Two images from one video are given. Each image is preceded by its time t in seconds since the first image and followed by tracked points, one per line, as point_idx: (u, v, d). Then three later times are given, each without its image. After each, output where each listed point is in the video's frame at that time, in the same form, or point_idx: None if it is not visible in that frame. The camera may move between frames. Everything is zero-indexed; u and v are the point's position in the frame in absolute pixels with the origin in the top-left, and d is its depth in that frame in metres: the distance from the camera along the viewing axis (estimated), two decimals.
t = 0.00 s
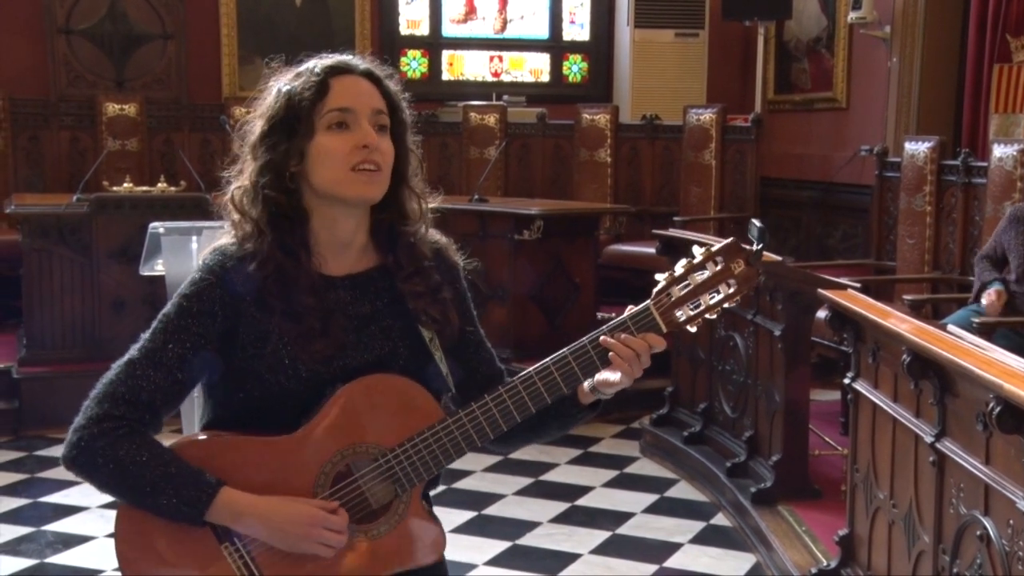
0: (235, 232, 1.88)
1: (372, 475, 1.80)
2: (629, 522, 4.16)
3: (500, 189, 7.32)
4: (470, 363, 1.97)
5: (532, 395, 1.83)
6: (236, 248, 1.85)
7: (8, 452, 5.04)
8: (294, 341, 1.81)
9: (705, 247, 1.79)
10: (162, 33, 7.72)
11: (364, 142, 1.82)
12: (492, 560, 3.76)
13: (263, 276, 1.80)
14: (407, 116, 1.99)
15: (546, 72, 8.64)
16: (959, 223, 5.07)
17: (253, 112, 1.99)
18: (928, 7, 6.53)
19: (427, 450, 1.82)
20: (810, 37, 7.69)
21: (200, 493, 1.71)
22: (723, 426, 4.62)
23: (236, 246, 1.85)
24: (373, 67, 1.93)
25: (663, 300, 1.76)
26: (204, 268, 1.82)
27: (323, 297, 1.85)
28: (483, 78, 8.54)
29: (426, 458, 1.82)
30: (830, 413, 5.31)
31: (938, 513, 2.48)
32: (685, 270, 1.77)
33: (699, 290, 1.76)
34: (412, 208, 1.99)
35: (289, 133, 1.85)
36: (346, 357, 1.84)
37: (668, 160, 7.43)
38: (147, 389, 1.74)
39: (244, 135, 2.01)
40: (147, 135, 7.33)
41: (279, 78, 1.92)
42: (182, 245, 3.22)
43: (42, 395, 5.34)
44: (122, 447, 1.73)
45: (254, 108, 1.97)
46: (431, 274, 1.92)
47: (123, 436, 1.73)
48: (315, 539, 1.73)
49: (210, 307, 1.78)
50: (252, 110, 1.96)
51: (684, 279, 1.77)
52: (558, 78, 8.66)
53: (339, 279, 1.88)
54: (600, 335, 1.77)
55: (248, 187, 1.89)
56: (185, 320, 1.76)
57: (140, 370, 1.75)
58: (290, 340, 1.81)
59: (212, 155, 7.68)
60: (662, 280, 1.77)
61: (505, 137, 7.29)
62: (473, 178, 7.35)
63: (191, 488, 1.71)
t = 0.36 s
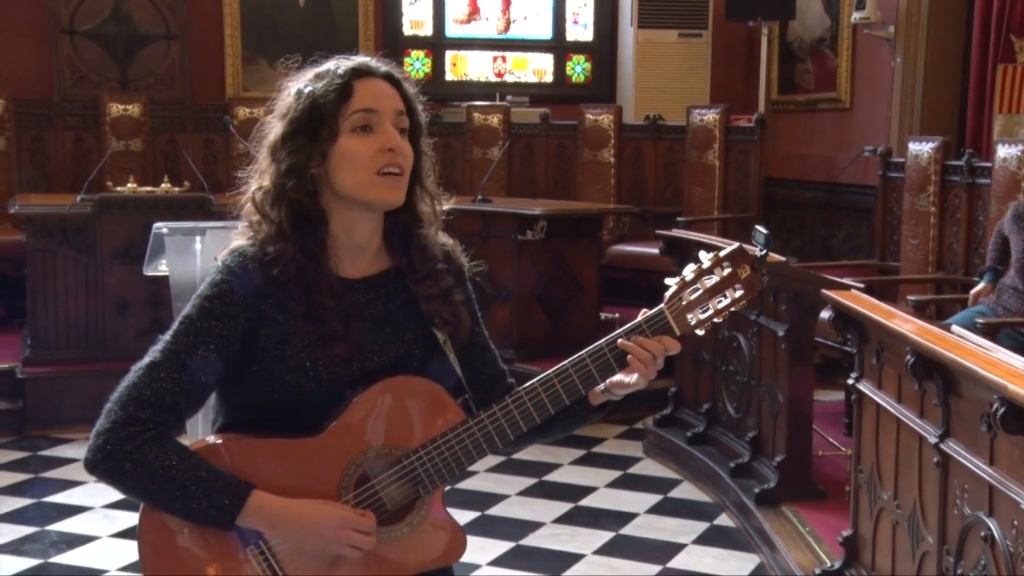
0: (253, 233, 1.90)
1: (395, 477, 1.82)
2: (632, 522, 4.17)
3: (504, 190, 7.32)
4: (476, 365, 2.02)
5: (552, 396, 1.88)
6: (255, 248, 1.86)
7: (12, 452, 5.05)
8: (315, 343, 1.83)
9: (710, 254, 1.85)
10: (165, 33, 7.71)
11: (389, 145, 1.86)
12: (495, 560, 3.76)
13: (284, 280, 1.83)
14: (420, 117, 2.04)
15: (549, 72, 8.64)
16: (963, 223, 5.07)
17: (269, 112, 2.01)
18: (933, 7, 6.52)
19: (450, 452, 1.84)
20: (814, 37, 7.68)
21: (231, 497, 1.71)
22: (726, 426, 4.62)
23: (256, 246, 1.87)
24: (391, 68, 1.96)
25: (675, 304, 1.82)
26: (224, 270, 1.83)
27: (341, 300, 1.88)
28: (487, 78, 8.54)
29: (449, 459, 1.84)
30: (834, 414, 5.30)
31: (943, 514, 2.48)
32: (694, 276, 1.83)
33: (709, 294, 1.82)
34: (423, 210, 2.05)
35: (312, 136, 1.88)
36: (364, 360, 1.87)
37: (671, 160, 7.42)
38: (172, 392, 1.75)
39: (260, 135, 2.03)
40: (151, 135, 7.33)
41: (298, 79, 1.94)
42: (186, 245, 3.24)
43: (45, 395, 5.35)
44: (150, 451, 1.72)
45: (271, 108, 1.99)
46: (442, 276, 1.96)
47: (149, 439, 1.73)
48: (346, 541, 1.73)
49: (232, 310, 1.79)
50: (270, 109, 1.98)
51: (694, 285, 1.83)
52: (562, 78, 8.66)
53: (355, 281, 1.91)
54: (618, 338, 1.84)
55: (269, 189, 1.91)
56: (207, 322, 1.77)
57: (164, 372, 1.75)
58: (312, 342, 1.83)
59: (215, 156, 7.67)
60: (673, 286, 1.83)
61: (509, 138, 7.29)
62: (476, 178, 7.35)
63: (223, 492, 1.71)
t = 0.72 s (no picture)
0: (277, 229, 1.91)
1: (419, 471, 1.84)
2: (637, 522, 4.17)
3: (508, 190, 7.32)
4: (501, 361, 2.06)
5: (577, 388, 1.88)
6: (279, 244, 1.88)
7: (17, 452, 5.06)
8: (340, 337, 1.85)
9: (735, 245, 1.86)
10: (170, 33, 7.71)
11: (406, 146, 1.86)
12: (500, 560, 3.76)
13: (307, 273, 1.84)
14: (447, 116, 2.04)
15: (554, 72, 8.63)
16: (968, 223, 5.07)
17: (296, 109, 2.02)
18: (938, 6, 6.52)
19: (475, 445, 1.87)
20: (819, 38, 7.68)
21: (259, 490, 1.74)
22: (730, 427, 4.62)
23: (279, 243, 1.89)
24: (415, 68, 1.96)
25: (700, 295, 1.83)
26: (251, 267, 1.85)
27: (368, 292, 1.90)
28: (491, 78, 8.55)
29: (474, 453, 1.87)
30: (839, 414, 5.29)
31: (947, 516, 2.48)
32: (719, 267, 1.84)
33: (733, 285, 1.82)
34: (448, 210, 2.05)
35: (333, 135, 1.89)
36: (389, 355, 1.88)
37: (675, 160, 7.42)
38: (199, 388, 1.77)
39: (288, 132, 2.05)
40: (155, 136, 7.35)
41: (323, 77, 1.95)
42: (191, 245, 3.26)
43: (50, 395, 5.36)
44: (177, 445, 1.74)
45: (298, 107, 2.01)
46: (468, 275, 1.98)
47: (177, 434, 1.75)
48: (372, 534, 1.76)
49: (258, 306, 1.81)
50: (297, 110, 2.00)
51: (719, 275, 1.84)
52: (566, 78, 8.66)
53: (378, 276, 1.92)
54: (642, 330, 1.83)
55: (291, 186, 1.92)
56: (233, 318, 1.79)
57: (191, 369, 1.77)
58: (336, 336, 1.84)
59: (220, 156, 7.65)
60: (699, 276, 1.84)
61: (513, 138, 7.28)
62: (480, 179, 7.36)
63: (248, 484, 1.73)
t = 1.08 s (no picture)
0: (299, 226, 1.93)
1: (436, 465, 1.84)
2: (637, 522, 4.17)
3: (508, 190, 7.32)
4: (526, 356, 2.03)
5: (594, 381, 1.86)
6: (301, 242, 1.89)
7: (18, 452, 5.06)
8: (359, 333, 1.84)
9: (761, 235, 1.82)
10: (170, 33, 7.70)
11: (432, 140, 1.86)
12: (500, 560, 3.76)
13: (326, 270, 1.84)
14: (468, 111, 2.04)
15: (554, 72, 8.63)
16: (968, 223, 5.06)
17: (320, 104, 2.03)
18: (938, 6, 6.52)
19: (491, 440, 1.85)
20: (819, 38, 7.67)
21: (273, 483, 1.75)
22: (731, 427, 4.61)
23: (302, 239, 1.90)
24: (440, 64, 1.97)
25: (722, 286, 1.80)
26: (270, 264, 1.86)
27: (387, 289, 1.88)
28: (491, 78, 8.55)
29: (490, 448, 1.86)
30: (839, 414, 5.30)
31: (948, 516, 2.48)
32: (743, 258, 1.81)
33: (756, 276, 1.79)
34: (465, 206, 2.06)
35: (358, 132, 1.89)
36: (407, 350, 1.87)
37: (676, 160, 7.42)
38: (216, 384, 1.78)
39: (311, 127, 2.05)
40: (156, 135, 7.34)
41: (347, 72, 1.96)
42: (192, 244, 3.26)
43: (51, 395, 5.36)
44: (196, 439, 1.77)
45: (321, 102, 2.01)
46: (488, 267, 1.96)
47: (197, 428, 1.77)
48: (386, 528, 1.77)
49: (275, 303, 1.81)
50: (319, 104, 2.01)
51: (743, 267, 1.81)
52: (567, 78, 8.66)
53: (400, 272, 1.91)
54: (661, 322, 1.81)
55: (315, 182, 1.94)
56: (251, 315, 1.79)
57: (210, 366, 1.79)
58: (355, 332, 1.84)
59: (221, 156, 7.65)
60: (722, 267, 1.81)
61: (514, 138, 7.28)
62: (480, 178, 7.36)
63: (264, 477, 1.75)
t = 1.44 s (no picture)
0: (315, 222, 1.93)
1: (448, 462, 1.82)
2: (638, 522, 4.17)
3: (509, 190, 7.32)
4: (545, 356, 2.01)
5: (607, 381, 1.84)
6: (315, 238, 1.90)
7: (19, 452, 5.06)
8: (375, 328, 1.82)
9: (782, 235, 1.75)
10: (172, 33, 7.69)
11: (437, 139, 1.86)
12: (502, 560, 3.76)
13: (340, 265, 1.84)
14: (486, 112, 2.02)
15: (556, 72, 8.63)
16: (970, 223, 5.06)
17: (336, 104, 2.03)
18: (940, 6, 6.52)
19: (503, 438, 1.84)
20: (821, 38, 7.67)
21: (284, 477, 1.74)
22: (732, 427, 4.61)
23: (316, 236, 1.90)
24: (452, 64, 1.96)
25: (738, 287, 1.75)
26: (287, 261, 1.85)
27: (402, 286, 1.87)
28: (493, 78, 8.55)
29: (502, 446, 1.84)
30: (840, 414, 5.30)
31: (949, 515, 2.47)
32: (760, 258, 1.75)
33: (774, 277, 1.73)
34: (487, 205, 2.02)
35: (368, 129, 1.90)
36: (422, 347, 1.85)
37: (677, 160, 7.42)
38: (231, 379, 1.78)
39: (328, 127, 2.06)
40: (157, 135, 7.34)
41: (362, 73, 1.96)
42: (193, 245, 3.27)
43: (52, 395, 5.36)
44: (209, 432, 1.76)
45: (338, 102, 2.02)
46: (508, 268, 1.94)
47: (210, 422, 1.77)
48: (395, 523, 1.76)
49: (291, 299, 1.80)
50: (336, 103, 2.01)
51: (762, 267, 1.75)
52: (568, 78, 8.65)
53: (415, 269, 1.90)
54: (676, 323, 1.78)
55: (328, 179, 1.94)
56: (267, 311, 1.79)
57: (226, 361, 1.78)
58: (370, 328, 1.82)
59: (222, 156, 7.63)
60: (739, 267, 1.76)
61: (515, 138, 7.27)
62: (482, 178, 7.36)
63: (276, 472, 1.74)
